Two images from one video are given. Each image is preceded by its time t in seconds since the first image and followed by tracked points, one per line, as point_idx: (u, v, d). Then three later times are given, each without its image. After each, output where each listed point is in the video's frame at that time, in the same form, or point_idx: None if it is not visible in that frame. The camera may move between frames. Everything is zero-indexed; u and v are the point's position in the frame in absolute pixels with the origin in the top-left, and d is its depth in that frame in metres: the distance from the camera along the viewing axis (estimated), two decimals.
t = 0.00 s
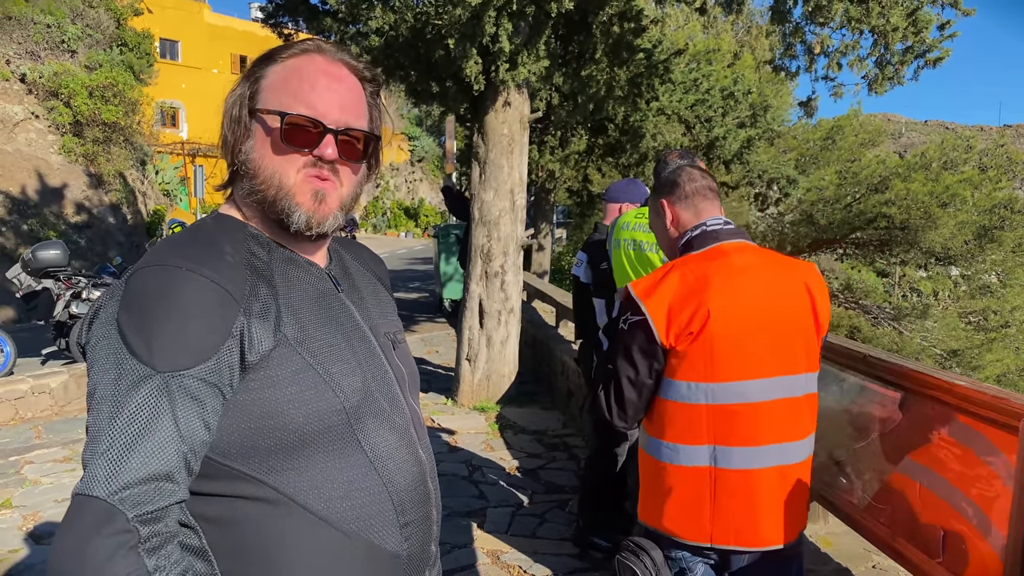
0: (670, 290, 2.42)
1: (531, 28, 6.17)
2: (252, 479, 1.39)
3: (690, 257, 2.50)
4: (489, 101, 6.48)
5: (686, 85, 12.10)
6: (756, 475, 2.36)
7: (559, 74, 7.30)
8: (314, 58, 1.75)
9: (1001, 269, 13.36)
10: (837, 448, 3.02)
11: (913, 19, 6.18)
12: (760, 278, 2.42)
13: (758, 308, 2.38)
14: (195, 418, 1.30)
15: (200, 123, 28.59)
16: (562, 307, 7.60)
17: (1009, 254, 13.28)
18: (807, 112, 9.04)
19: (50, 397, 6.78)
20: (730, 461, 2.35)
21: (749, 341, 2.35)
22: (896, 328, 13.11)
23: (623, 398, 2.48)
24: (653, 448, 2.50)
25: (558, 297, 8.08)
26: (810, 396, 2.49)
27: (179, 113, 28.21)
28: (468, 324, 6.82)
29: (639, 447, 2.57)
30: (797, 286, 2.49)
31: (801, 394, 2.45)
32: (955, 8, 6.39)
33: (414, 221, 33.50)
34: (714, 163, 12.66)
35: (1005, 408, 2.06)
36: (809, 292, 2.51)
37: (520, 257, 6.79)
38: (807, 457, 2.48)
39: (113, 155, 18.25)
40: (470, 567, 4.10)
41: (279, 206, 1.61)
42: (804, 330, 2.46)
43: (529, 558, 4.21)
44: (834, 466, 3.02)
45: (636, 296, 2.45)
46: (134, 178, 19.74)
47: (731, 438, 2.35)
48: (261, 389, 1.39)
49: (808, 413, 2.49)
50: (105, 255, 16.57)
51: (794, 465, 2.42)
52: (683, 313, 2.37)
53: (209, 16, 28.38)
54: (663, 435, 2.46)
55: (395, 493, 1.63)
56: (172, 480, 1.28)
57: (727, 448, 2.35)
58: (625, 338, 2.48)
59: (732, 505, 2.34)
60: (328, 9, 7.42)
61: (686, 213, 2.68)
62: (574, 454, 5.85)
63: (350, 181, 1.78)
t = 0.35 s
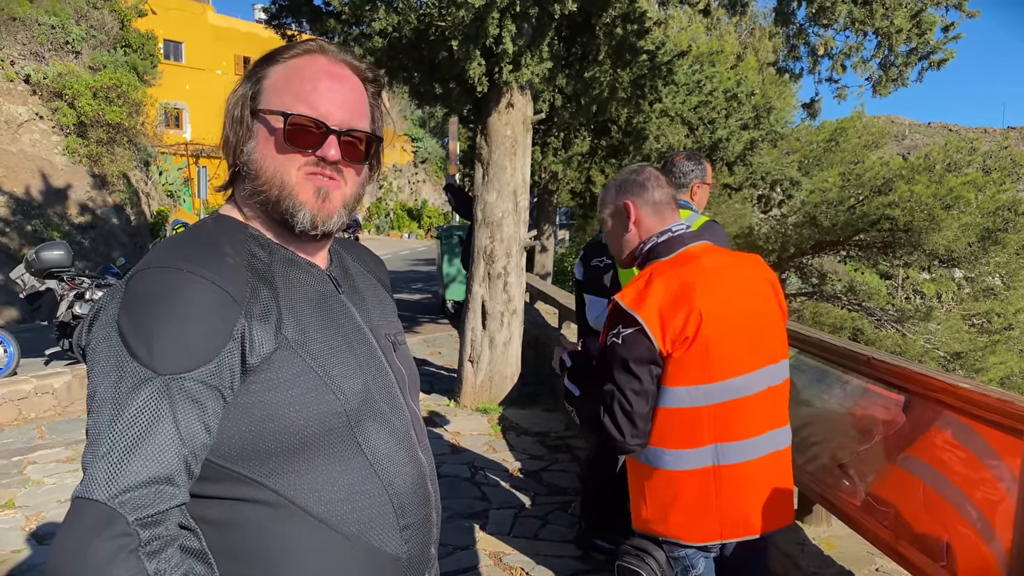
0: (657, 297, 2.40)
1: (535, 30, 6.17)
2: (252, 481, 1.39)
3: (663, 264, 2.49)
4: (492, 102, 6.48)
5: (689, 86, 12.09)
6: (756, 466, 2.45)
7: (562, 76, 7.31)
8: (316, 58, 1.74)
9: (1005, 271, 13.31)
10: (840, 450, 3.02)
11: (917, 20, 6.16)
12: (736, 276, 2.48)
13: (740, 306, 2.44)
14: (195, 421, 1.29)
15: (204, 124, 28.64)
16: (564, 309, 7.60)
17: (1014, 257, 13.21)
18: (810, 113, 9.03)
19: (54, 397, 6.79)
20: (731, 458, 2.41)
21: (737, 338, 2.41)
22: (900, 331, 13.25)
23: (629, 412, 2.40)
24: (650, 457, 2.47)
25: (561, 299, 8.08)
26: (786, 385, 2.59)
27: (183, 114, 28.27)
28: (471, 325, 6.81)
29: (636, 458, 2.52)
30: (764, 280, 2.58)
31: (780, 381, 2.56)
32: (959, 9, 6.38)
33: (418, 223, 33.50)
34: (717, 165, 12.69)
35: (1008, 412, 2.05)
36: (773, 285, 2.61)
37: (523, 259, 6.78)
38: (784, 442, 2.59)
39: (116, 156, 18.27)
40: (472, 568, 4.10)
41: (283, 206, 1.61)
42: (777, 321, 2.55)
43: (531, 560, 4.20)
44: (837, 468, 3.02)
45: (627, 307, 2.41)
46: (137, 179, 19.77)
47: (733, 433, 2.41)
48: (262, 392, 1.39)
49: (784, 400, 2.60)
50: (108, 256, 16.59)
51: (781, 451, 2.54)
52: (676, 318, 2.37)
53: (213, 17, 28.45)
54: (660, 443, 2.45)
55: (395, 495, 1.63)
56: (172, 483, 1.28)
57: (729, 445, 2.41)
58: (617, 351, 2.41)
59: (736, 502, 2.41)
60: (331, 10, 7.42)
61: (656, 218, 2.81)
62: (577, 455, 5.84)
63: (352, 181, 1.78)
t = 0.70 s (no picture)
0: (715, 285, 2.40)
1: (538, 31, 6.16)
2: (252, 484, 1.37)
3: (700, 258, 2.53)
4: (495, 103, 6.46)
5: (693, 88, 12.13)
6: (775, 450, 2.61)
7: (565, 77, 7.30)
8: (319, 57, 1.73)
9: (1010, 273, 13.24)
10: (844, 452, 2.98)
11: (922, 21, 6.14)
12: (752, 273, 2.61)
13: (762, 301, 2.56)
14: (195, 423, 1.28)
15: (208, 125, 28.67)
16: (568, 310, 7.58)
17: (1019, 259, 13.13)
18: (814, 114, 8.99)
19: (57, 398, 6.78)
20: (760, 444, 2.55)
21: (765, 331, 2.54)
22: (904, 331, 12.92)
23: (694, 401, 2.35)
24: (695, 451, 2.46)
25: (564, 300, 8.06)
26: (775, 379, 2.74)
27: (186, 115, 28.31)
28: (474, 326, 6.80)
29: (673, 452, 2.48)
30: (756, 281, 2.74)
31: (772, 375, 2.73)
32: (964, 10, 6.35)
33: (421, 224, 33.46)
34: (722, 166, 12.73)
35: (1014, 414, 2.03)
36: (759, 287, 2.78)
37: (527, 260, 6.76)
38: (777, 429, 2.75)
39: (120, 157, 18.30)
40: (475, 570, 4.07)
41: (284, 208, 1.59)
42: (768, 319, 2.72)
43: (535, 562, 4.17)
44: (842, 470, 2.98)
45: (688, 295, 2.37)
46: (141, 180, 19.80)
47: (763, 420, 2.56)
48: (263, 394, 1.37)
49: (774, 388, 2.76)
50: (112, 257, 16.59)
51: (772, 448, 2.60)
52: (731, 307, 2.40)
53: (217, 18, 28.51)
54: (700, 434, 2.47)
55: (397, 498, 1.61)
56: (173, 486, 1.26)
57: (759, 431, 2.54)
58: (681, 339, 2.34)
59: (763, 483, 2.56)
60: (334, 11, 7.41)
61: (681, 218, 2.83)
62: (580, 457, 5.81)
63: (355, 182, 1.75)
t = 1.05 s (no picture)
0: (743, 275, 2.44)
1: (542, 31, 6.14)
2: (256, 485, 1.36)
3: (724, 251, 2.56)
4: (499, 104, 6.46)
5: (698, 88, 11.96)
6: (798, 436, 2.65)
7: (569, 78, 7.29)
8: (317, 62, 1.66)
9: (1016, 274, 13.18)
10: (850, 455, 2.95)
11: (928, 22, 6.10)
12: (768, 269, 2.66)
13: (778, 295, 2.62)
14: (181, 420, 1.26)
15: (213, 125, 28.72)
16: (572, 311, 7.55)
17: None
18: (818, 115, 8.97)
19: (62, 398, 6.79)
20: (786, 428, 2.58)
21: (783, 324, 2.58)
22: (909, 333, 13.04)
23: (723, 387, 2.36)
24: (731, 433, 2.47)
25: (568, 301, 8.04)
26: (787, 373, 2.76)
27: (191, 116, 28.36)
28: (478, 328, 6.80)
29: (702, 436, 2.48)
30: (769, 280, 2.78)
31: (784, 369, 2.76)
32: (969, 11, 6.33)
33: (425, 224, 33.41)
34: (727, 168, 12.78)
35: None
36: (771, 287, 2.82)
37: (531, 261, 6.75)
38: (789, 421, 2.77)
39: (125, 158, 18.33)
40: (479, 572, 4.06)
41: (301, 225, 1.58)
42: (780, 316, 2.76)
43: (539, 563, 4.15)
44: (847, 472, 2.95)
45: (721, 282, 2.39)
46: (145, 181, 19.85)
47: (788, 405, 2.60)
48: (266, 398, 1.36)
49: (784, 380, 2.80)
50: (117, 258, 16.63)
51: (786, 439, 2.58)
52: (756, 298, 2.44)
53: (221, 19, 28.57)
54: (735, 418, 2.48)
55: (404, 500, 1.60)
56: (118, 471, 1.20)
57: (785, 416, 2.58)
58: (712, 325, 2.35)
59: (789, 467, 2.59)
60: (339, 12, 7.42)
61: (704, 217, 2.87)
62: (584, 458, 5.79)
63: (364, 190, 1.76)
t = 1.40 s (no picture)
0: (771, 275, 2.43)
1: (547, 32, 6.11)
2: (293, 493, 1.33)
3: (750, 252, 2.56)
4: (503, 105, 6.44)
5: (702, 88, 12.00)
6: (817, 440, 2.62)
7: (573, 79, 7.28)
8: (300, 59, 1.60)
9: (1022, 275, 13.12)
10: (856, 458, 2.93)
11: (932, 22, 6.08)
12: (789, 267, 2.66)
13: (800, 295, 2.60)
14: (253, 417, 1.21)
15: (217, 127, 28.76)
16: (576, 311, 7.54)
17: None
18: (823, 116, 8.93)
19: (67, 399, 6.80)
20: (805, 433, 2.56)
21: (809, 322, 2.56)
22: (915, 334, 13.05)
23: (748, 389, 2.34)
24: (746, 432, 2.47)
25: (573, 302, 8.02)
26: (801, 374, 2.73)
27: (195, 118, 28.40)
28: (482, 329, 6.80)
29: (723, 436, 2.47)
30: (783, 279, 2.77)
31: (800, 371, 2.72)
32: (975, 11, 6.29)
33: (429, 226, 33.32)
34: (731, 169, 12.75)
35: None
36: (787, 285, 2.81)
37: (535, 261, 6.75)
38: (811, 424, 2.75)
39: (130, 159, 18.36)
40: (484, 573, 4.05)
41: (278, 221, 1.57)
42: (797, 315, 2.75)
43: (544, 565, 4.14)
44: (852, 475, 2.94)
45: (751, 284, 2.37)
46: (149, 182, 19.87)
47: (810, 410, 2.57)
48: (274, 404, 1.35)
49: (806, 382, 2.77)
50: (121, 259, 16.66)
51: (805, 443, 2.56)
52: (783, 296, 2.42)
53: (225, 21, 28.62)
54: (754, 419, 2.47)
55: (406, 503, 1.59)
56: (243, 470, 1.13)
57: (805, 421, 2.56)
58: (740, 327, 2.34)
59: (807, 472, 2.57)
60: (343, 13, 7.42)
61: (738, 217, 2.88)
62: (589, 460, 5.78)
63: (348, 188, 1.69)
